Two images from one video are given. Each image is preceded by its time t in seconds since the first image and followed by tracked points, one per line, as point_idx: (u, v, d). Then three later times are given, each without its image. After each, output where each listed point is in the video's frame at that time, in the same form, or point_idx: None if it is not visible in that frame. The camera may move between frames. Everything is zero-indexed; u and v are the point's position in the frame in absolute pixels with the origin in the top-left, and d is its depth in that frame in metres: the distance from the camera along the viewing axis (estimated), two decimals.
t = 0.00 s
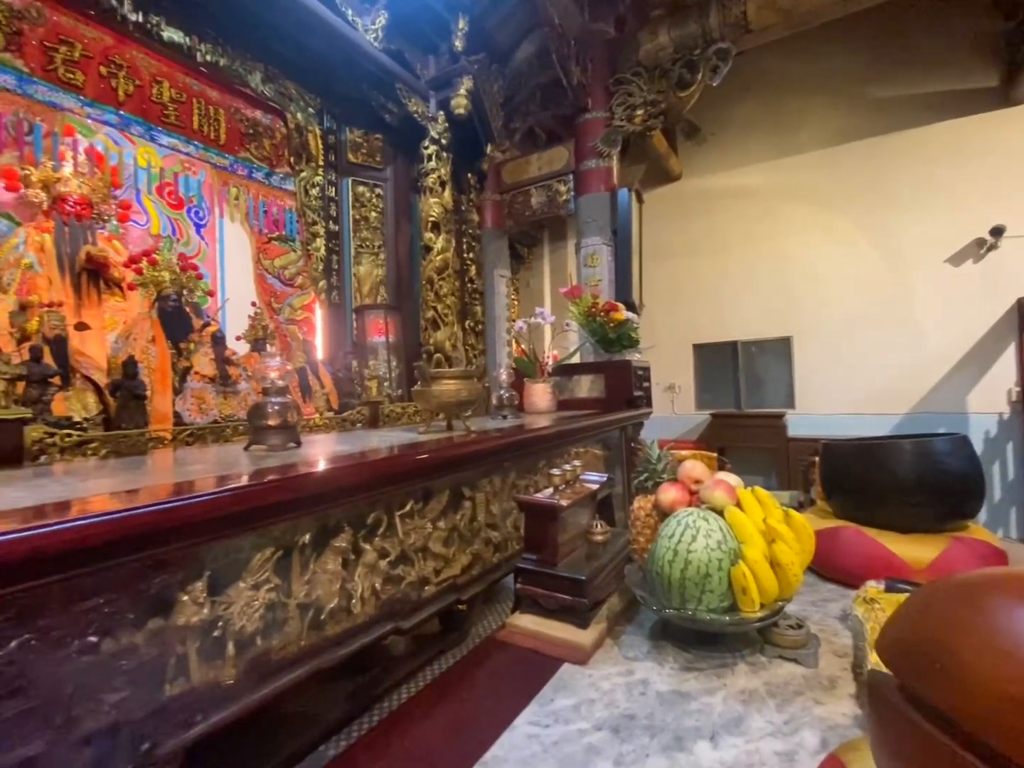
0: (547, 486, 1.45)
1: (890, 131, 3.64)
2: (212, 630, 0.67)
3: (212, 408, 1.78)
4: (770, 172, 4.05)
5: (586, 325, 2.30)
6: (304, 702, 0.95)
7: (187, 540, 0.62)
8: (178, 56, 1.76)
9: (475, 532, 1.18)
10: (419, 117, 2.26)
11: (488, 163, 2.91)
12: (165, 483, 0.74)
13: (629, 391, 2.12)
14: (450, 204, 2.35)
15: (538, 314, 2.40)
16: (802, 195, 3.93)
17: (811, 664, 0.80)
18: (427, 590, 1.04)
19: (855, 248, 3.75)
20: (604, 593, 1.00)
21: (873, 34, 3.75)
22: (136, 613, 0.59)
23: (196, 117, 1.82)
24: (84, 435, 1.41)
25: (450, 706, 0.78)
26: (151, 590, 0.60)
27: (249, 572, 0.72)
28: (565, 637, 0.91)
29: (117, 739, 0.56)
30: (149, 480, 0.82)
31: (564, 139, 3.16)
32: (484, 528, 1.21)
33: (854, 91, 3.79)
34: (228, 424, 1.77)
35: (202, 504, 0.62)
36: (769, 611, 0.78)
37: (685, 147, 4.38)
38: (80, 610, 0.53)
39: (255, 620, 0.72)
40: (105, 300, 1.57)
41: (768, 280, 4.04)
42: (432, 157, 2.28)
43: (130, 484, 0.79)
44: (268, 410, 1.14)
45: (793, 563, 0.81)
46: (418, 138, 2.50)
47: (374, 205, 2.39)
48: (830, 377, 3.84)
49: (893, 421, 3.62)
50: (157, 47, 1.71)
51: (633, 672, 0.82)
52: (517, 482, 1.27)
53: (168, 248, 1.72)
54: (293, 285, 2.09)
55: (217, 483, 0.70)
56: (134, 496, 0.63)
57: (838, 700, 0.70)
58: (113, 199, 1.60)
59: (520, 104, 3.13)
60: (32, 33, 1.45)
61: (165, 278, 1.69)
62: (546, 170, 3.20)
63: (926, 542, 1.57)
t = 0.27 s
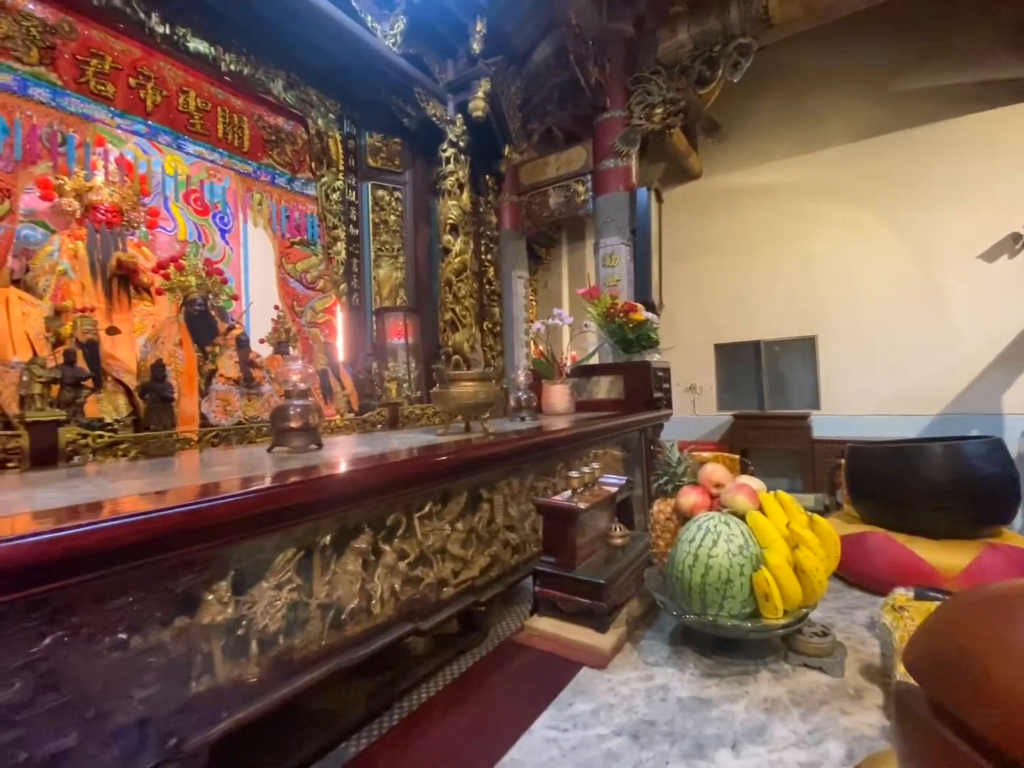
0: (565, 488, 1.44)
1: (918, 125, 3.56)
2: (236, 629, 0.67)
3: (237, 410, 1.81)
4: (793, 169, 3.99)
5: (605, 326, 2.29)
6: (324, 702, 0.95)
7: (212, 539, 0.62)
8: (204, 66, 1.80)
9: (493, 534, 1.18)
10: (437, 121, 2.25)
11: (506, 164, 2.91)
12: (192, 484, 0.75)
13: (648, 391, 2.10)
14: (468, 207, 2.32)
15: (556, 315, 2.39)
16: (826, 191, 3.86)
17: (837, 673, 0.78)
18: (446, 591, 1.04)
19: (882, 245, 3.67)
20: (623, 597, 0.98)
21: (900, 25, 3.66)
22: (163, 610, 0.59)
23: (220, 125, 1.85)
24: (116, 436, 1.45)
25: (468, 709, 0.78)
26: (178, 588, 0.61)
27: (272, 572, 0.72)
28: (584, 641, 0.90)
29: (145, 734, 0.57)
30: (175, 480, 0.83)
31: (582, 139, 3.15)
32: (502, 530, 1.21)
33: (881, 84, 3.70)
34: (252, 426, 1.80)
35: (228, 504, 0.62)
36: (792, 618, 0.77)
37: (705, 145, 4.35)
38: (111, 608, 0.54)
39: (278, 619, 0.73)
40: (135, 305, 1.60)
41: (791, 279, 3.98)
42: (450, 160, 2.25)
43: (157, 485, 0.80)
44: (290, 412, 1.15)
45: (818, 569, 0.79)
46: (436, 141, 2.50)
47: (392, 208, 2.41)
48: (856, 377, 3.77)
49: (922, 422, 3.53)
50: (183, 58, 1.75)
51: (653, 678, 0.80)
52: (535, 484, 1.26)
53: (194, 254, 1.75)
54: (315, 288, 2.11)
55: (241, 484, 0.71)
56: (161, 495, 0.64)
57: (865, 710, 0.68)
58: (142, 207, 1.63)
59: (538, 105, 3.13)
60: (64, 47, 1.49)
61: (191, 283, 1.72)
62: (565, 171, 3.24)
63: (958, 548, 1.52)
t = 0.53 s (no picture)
0: (583, 490, 1.43)
1: (946, 118, 3.47)
2: (258, 628, 0.68)
3: (260, 411, 1.83)
4: (817, 165, 3.92)
5: (623, 326, 2.28)
6: (344, 701, 0.96)
7: (236, 540, 0.63)
8: (227, 75, 1.82)
9: (510, 536, 1.17)
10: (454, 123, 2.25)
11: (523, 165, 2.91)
12: (216, 485, 0.76)
13: (668, 392, 2.08)
14: (486, 208, 2.31)
15: (573, 316, 2.38)
16: (851, 187, 3.79)
17: (863, 682, 0.75)
18: (464, 593, 1.03)
19: (908, 241, 3.59)
20: (642, 601, 0.97)
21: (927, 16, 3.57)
22: (188, 609, 0.60)
23: (243, 132, 1.87)
24: (144, 437, 1.47)
25: (486, 711, 0.77)
26: (203, 588, 0.61)
27: (293, 572, 0.72)
28: (603, 645, 0.89)
29: (171, 729, 0.58)
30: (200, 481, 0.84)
31: (600, 138, 3.14)
32: (520, 532, 1.20)
33: (907, 76, 3.62)
34: (274, 427, 1.82)
35: (253, 505, 0.63)
36: (816, 625, 0.75)
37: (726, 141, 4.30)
38: (139, 605, 0.55)
39: (299, 619, 0.73)
40: (162, 308, 1.63)
41: (815, 278, 3.91)
42: (468, 161, 2.25)
43: (183, 485, 0.82)
44: (311, 414, 1.16)
45: (843, 575, 0.77)
46: (453, 143, 2.50)
47: (410, 211, 2.42)
48: (882, 377, 3.69)
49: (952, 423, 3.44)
50: (207, 68, 1.77)
51: (673, 684, 0.79)
52: (553, 486, 1.25)
53: (218, 258, 1.78)
54: (335, 291, 2.12)
55: (264, 485, 0.71)
56: (188, 496, 0.65)
57: (892, 720, 0.66)
58: (169, 213, 1.66)
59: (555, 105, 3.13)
60: (94, 59, 1.52)
61: (217, 287, 1.75)
62: (582, 171, 3.24)
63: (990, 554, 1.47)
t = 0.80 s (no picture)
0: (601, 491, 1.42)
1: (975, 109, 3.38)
2: (279, 626, 0.68)
3: (282, 411, 1.84)
4: (840, 159, 3.85)
5: (642, 326, 2.25)
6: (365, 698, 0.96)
7: (258, 539, 0.63)
8: (248, 81, 1.84)
9: (528, 537, 1.16)
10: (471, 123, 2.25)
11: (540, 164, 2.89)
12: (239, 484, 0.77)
13: (687, 392, 2.05)
14: (503, 208, 2.32)
15: (591, 315, 2.37)
16: (876, 182, 3.71)
17: (891, 690, 0.73)
18: (481, 593, 1.03)
19: (936, 236, 3.50)
20: (661, 604, 0.95)
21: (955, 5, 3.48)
22: (210, 607, 0.60)
23: (264, 138, 1.89)
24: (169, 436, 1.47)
25: (504, 714, 0.77)
26: (225, 587, 0.61)
27: (313, 571, 0.72)
28: (621, 648, 0.87)
29: (194, 724, 0.58)
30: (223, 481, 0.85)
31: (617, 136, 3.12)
32: (537, 533, 1.19)
33: (934, 67, 3.53)
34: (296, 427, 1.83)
35: (275, 505, 0.63)
36: (841, 632, 0.73)
37: (747, 137, 4.24)
38: (162, 603, 0.56)
39: (318, 617, 0.73)
40: (187, 311, 1.65)
41: (839, 275, 3.84)
42: (484, 162, 2.26)
43: (207, 485, 0.82)
44: (331, 415, 1.17)
45: (870, 581, 0.74)
46: (470, 144, 2.49)
47: (428, 213, 2.41)
48: (908, 376, 3.62)
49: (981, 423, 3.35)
50: (230, 75, 1.80)
51: (692, 689, 0.77)
52: (571, 487, 1.24)
53: (241, 262, 1.80)
54: (355, 292, 2.14)
55: (285, 485, 0.72)
56: (211, 495, 0.66)
57: (922, 731, 0.64)
58: (194, 218, 1.69)
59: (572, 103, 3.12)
60: (122, 69, 1.55)
61: (238, 289, 1.77)
62: (600, 169, 3.22)
63: None
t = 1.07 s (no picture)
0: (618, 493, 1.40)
1: (1004, 100, 3.30)
2: (297, 625, 0.68)
3: (301, 412, 1.85)
4: (864, 154, 3.78)
5: (660, 325, 2.22)
6: (382, 697, 0.96)
7: (276, 539, 0.63)
8: (267, 87, 1.86)
9: (544, 538, 1.15)
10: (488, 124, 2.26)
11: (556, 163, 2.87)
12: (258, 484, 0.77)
13: (706, 392, 2.02)
14: (518, 208, 2.32)
15: (607, 315, 2.34)
16: (900, 177, 3.64)
17: (919, 701, 0.71)
18: (498, 595, 1.02)
19: (963, 232, 3.42)
20: (679, 607, 0.94)
21: None
22: (230, 606, 0.60)
23: (283, 142, 1.91)
24: (192, 437, 1.49)
25: (521, 717, 0.76)
26: (244, 586, 0.62)
27: (329, 571, 0.72)
28: (638, 652, 0.86)
29: (214, 723, 0.58)
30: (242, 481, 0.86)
31: (635, 134, 3.09)
32: (554, 534, 1.18)
33: (961, 58, 3.44)
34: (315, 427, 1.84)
35: (293, 505, 0.63)
36: (866, 639, 0.71)
37: (766, 133, 4.18)
38: (183, 602, 0.56)
39: (335, 617, 0.73)
40: (209, 313, 1.67)
41: (862, 273, 3.77)
42: (500, 162, 2.27)
43: (227, 484, 0.83)
44: (348, 415, 1.17)
45: (897, 587, 0.72)
46: (486, 146, 2.49)
47: (444, 214, 2.42)
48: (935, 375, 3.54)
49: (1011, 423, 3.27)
50: (250, 81, 1.82)
51: (711, 694, 0.76)
52: (587, 488, 1.23)
53: (261, 265, 1.81)
54: (372, 293, 2.14)
55: (304, 485, 0.72)
56: (231, 495, 0.66)
57: (951, 743, 0.62)
58: (215, 222, 1.70)
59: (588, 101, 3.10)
60: (145, 77, 1.57)
61: (258, 292, 1.78)
62: (617, 167, 3.16)
63: None
